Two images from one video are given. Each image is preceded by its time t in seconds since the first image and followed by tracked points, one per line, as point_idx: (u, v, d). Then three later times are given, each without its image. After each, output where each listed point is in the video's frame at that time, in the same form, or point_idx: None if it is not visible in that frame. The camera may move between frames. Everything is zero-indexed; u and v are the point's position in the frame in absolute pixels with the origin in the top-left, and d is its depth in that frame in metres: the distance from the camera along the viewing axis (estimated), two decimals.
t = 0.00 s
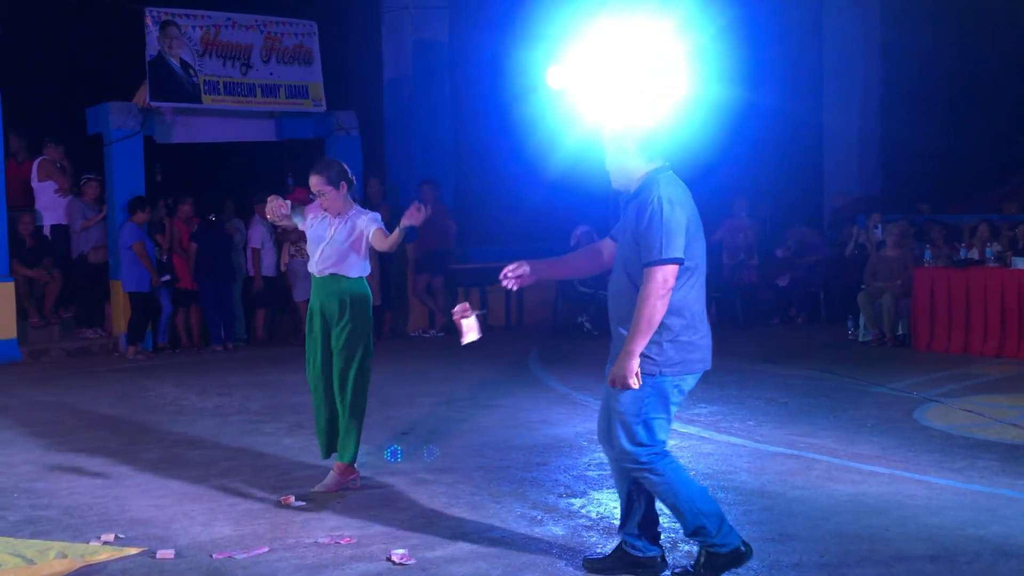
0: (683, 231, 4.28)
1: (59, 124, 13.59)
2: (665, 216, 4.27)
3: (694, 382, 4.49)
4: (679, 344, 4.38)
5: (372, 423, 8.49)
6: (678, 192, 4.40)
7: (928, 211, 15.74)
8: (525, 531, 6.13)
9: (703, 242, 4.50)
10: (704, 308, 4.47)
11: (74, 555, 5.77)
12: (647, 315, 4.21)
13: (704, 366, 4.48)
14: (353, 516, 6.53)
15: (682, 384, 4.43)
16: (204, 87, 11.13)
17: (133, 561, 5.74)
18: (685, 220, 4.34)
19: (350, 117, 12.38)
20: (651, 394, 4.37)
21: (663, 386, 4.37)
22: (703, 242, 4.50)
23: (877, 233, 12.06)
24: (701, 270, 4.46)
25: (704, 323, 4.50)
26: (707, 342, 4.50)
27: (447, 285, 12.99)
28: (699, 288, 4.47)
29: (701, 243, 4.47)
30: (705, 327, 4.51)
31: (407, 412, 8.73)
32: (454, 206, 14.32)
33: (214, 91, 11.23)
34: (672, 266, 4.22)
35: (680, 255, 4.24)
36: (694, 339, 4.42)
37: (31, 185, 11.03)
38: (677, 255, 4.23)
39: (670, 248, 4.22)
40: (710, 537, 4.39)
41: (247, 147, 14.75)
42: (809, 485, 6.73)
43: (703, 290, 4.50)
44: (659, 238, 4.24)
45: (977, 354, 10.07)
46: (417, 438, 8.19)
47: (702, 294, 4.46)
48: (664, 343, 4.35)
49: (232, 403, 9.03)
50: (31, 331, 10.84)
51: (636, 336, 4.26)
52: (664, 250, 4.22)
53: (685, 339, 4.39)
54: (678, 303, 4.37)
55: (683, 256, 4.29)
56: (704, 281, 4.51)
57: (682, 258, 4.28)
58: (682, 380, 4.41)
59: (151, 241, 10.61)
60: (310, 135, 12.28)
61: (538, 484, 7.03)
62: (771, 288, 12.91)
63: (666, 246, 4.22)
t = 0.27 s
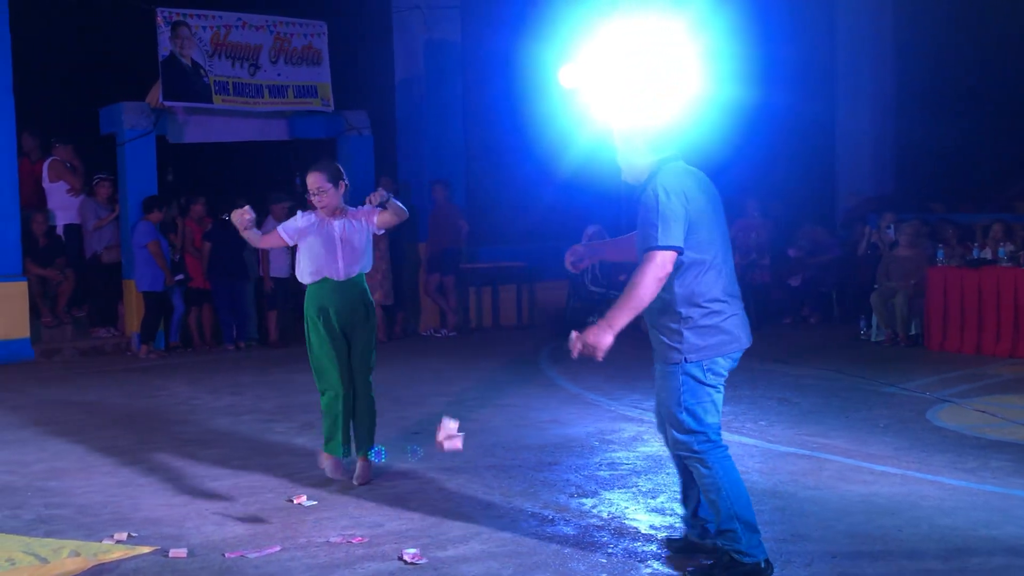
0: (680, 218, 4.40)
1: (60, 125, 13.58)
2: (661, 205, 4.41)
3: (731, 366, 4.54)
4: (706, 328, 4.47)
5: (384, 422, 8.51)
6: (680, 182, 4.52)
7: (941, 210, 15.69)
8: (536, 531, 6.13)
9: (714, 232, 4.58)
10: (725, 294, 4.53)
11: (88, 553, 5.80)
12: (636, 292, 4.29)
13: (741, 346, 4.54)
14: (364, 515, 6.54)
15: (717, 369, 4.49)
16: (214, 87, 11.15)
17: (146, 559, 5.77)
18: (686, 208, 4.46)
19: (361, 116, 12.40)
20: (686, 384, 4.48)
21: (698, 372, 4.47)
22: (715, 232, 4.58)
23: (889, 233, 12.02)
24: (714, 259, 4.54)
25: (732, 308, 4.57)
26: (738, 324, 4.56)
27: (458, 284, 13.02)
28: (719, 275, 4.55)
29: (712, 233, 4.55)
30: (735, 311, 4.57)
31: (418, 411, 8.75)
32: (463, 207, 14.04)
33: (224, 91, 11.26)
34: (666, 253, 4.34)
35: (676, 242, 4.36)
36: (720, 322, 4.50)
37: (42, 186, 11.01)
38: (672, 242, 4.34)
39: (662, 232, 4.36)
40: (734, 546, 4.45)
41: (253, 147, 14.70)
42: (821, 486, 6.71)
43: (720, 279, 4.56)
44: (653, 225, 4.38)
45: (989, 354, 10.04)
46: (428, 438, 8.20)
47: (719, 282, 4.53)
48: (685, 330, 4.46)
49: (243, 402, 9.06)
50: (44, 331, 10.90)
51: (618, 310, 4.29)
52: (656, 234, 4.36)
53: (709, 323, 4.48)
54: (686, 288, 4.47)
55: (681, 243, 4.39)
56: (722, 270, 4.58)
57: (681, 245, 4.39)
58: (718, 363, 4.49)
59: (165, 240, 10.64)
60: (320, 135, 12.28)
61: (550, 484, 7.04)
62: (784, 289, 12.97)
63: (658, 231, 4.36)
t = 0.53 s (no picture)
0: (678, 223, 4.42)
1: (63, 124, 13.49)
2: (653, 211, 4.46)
3: (711, 379, 4.53)
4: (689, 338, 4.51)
5: (394, 422, 8.52)
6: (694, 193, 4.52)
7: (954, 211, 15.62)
8: (547, 531, 6.12)
9: (719, 248, 4.53)
10: (716, 309, 4.51)
11: (99, 553, 5.81)
12: (594, 257, 4.24)
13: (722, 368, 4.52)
14: (375, 515, 6.54)
15: (689, 380, 4.52)
16: (223, 87, 11.20)
17: (157, 559, 5.78)
18: (687, 216, 4.46)
19: (373, 116, 12.41)
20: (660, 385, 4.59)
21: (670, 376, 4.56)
22: (721, 246, 4.54)
23: (903, 233, 11.97)
24: (715, 272, 4.52)
25: (726, 324, 4.53)
26: (728, 344, 4.52)
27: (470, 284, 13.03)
28: (714, 290, 4.53)
29: (716, 246, 4.51)
30: (728, 329, 4.52)
31: (429, 411, 8.75)
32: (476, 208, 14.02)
33: (233, 92, 11.29)
34: (642, 251, 4.35)
35: (660, 248, 4.38)
36: (704, 335, 4.50)
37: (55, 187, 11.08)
38: (655, 247, 4.37)
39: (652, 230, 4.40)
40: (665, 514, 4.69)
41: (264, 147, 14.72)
42: (834, 486, 6.69)
43: (715, 292, 4.53)
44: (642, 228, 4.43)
45: (1004, 355, 9.99)
46: (439, 438, 8.20)
47: (712, 296, 4.52)
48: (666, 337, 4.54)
49: (255, 402, 9.07)
50: (57, 331, 10.97)
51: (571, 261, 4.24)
52: (642, 232, 4.40)
53: (694, 334, 4.50)
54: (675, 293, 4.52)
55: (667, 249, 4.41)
56: (721, 286, 4.54)
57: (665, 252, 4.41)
58: (692, 377, 4.53)
59: (179, 239, 10.68)
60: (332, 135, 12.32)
61: (561, 485, 7.02)
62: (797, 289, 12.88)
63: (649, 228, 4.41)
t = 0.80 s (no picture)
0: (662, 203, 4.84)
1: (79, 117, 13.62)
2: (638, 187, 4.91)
3: (690, 368, 4.90)
4: (666, 319, 4.93)
5: (410, 420, 8.55)
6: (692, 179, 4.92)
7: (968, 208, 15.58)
8: (563, 530, 6.14)
9: (701, 230, 4.89)
10: (693, 293, 4.89)
11: (118, 550, 5.85)
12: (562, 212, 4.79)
13: (697, 351, 4.85)
14: (392, 513, 6.58)
15: (671, 370, 4.94)
16: (238, 87, 11.26)
17: (176, 556, 5.82)
18: (670, 196, 4.87)
19: (387, 114, 12.40)
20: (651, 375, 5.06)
21: (656, 364, 5.00)
22: (706, 233, 4.89)
23: (919, 231, 11.95)
24: (697, 257, 4.89)
25: (703, 309, 4.89)
26: (703, 327, 4.86)
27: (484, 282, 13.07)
28: (693, 275, 4.91)
29: (700, 231, 4.87)
30: (703, 313, 4.88)
31: (445, 409, 8.78)
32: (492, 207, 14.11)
33: (246, 91, 11.34)
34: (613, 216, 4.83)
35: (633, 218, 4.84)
36: (679, 316, 4.89)
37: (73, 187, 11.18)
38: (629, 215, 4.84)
39: (635, 204, 4.85)
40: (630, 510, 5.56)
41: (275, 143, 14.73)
42: (850, 486, 6.69)
43: (695, 277, 4.90)
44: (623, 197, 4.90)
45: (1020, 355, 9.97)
46: (455, 436, 8.23)
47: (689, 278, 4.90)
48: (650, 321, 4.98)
49: (272, 399, 9.12)
50: (75, 329, 11.04)
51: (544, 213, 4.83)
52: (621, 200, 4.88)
53: (672, 314, 4.91)
54: (656, 270, 4.94)
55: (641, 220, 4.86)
56: (701, 273, 4.91)
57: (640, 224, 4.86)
58: (673, 364, 4.93)
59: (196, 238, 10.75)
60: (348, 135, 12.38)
61: (577, 483, 7.04)
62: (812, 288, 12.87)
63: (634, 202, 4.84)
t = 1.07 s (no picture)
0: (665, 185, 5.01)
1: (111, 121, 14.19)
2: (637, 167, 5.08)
3: (684, 350, 4.99)
4: (662, 300, 5.05)
5: (430, 418, 8.55)
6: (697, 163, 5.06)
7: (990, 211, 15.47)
8: (583, 528, 6.12)
9: (697, 213, 5.02)
10: (689, 276, 5.01)
11: (138, 546, 5.86)
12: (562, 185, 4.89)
13: (686, 333, 4.97)
14: (411, 511, 6.57)
15: (668, 354, 5.03)
16: (259, 86, 11.29)
17: (196, 553, 5.82)
18: (666, 177, 5.02)
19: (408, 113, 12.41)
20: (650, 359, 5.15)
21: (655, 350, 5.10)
22: (700, 216, 5.02)
23: (943, 230, 11.86)
24: (695, 240, 5.02)
25: (697, 291, 5.00)
26: (697, 309, 4.98)
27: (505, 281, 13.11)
28: (689, 259, 5.03)
29: (694, 214, 5.02)
30: (694, 296, 4.99)
31: (465, 408, 8.78)
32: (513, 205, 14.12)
33: (269, 90, 11.39)
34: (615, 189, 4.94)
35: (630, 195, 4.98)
36: (675, 297, 5.01)
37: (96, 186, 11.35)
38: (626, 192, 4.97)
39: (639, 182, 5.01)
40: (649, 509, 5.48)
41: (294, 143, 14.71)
42: (873, 486, 6.64)
43: (691, 260, 5.02)
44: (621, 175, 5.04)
45: None
46: (474, 435, 8.22)
47: (684, 260, 5.02)
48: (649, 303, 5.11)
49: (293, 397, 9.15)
50: (97, 327, 11.09)
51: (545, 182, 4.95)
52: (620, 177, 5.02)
53: (667, 294, 5.03)
54: (655, 250, 5.08)
55: (638, 199, 5.00)
56: (695, 255, 5.02)
57: (637, 202, 5.01)
58: (670, 348, 5.03)
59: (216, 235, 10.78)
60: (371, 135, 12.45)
61: (598, 482, 7.02)
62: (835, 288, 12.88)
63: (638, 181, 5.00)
